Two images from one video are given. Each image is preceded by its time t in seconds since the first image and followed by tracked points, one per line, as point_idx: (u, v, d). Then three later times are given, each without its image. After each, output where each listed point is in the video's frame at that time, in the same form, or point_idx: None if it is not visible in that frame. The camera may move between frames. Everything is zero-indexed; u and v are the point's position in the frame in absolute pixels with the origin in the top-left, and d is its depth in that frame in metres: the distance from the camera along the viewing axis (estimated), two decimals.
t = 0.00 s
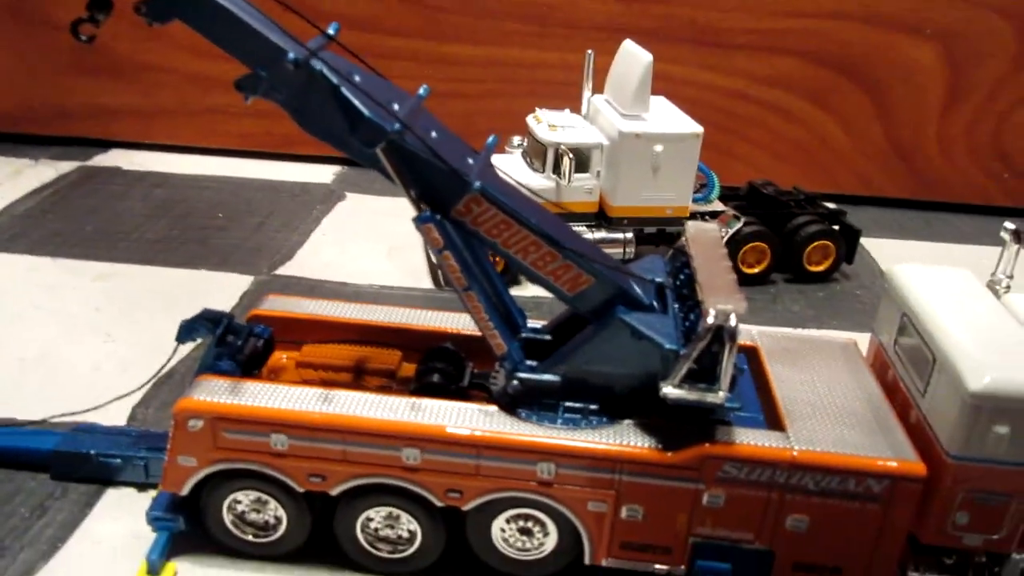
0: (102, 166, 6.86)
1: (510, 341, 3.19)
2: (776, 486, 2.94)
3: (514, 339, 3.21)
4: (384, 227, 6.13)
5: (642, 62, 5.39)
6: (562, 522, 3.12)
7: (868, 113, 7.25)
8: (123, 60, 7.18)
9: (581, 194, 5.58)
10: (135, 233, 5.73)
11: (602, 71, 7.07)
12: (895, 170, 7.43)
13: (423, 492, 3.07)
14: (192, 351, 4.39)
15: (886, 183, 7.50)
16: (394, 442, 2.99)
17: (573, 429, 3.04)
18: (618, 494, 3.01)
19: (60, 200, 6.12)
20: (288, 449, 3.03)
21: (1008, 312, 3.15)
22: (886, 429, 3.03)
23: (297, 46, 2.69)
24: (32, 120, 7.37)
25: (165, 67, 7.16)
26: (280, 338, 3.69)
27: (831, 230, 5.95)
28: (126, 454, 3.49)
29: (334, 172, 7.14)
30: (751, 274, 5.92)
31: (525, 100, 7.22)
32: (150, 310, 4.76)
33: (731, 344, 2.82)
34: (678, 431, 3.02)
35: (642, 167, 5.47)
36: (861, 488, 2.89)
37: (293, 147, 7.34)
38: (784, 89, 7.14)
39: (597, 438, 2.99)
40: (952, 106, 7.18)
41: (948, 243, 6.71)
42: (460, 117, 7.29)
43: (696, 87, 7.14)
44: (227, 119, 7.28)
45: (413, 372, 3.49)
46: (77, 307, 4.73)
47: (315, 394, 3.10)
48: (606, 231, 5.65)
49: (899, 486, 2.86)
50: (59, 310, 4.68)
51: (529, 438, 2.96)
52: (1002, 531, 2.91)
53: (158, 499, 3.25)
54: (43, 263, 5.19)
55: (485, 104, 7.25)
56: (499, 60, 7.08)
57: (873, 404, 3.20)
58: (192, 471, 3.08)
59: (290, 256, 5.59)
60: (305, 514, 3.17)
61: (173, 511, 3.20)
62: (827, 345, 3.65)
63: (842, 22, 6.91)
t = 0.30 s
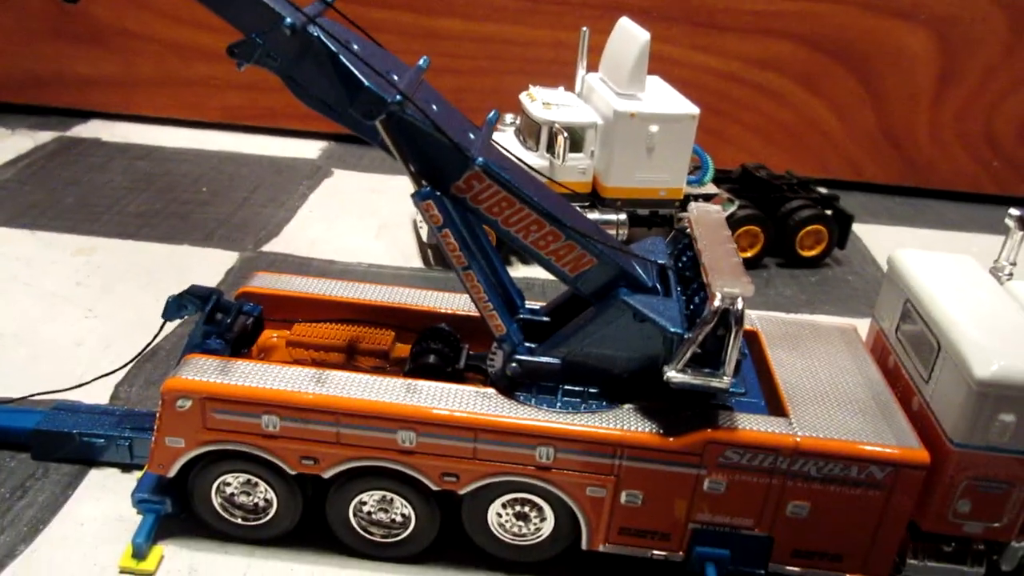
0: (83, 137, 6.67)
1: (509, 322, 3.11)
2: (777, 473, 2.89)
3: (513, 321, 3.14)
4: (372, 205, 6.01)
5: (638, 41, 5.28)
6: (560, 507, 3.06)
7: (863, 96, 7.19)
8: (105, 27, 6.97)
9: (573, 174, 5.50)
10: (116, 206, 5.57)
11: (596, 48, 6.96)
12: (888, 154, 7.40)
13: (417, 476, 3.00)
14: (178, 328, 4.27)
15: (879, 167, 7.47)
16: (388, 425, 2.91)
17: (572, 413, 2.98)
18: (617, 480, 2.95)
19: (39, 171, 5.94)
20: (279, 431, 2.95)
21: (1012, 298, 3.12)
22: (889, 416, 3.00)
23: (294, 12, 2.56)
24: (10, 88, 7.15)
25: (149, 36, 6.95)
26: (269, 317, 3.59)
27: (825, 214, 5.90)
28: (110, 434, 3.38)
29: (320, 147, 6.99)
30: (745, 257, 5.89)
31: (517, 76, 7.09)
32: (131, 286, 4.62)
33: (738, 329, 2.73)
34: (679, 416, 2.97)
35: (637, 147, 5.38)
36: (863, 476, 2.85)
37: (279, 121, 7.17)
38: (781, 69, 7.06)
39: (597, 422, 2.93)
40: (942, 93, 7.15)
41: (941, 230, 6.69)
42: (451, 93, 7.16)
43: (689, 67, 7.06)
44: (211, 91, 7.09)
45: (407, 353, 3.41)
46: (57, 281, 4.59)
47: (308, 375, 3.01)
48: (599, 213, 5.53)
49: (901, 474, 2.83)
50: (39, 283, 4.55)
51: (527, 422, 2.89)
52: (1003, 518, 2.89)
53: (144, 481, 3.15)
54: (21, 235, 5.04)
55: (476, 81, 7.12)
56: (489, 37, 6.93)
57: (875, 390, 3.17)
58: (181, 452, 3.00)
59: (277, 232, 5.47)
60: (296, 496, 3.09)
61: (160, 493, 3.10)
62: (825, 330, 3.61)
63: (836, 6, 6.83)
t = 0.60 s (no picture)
0: (75, 130, 6.64)
1: (507, 308, 3.11)
2: (776, 453, 2.91)
3: (511, 306, 3.15)
4: (367, 195, 6.00)
5: (633, 27, 5.27)
6: (560, 492, 3.08)
7: (857, 80, 7.19)
8: (96, 20, 6.93)
9: (571, 161, 5.49)
10: (110, 198, 5.56)
11: (590, 35, 6.95)
12: (881, 139, 7.42)
13: (418, 462, 3.01)
14: (176, 320, 4.26)
15: (873, 152, 7.48)
16: (388, 411, 2.92)
17: (571, 397, 2.99)
18: (617, 463, 2.97)
19: (32, 165, 5.92)
20: (280, 419, 2.95)
21: (1007, 277, 3.14)
22: (886, 396, 3.02)
23: None
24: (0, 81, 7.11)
25: (140, 28, 6.91)
26: (267, 306, 3.59)
27: (820, 199, 5.91)
28: (109, 425, 3.39)
29: (314, 138, 6.96)
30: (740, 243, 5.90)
31: (510, 64, 7.07)
32: (125, 279, 4.61)
33: (736, 311, 2.74)
34: (677, 398, 2.98)
35: (631, 133, 5.38)
36: (861, 455, 2.87)
37: (272, 112, 7.15)
38: (775, 54, 7.05)
39: (596, 405, 2.94)
40: (935, 77, 7.16)
41: (935, 213, 6.71)
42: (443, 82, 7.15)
43: (683, 53, 7.05)
44: (204, 83, 7.06)
45: (406, 340, 3.41)
46: (53, 273, 4.59)
47: (307, 362, 3.02)
48: (595, 200, 5.52)
49: (898, 452, 2.85)
50: (35, 276, 4.54)
51: (526, 407, 2.90)
52: (1000, 494, 2.91)
53: (144, 471, 3.15)
54: (15, 228, 5.02)
55: (469, 70, 7.10)
56: (482, 26, 6.91)
57: (873, 371, 3.18)
58: (181, 441, 3.00)
59: (272, 224, 5.46)
60: (297, 485, 3.10)
61: (161, 483, 3.11)
62: (822, 312, 3.63)
63: None
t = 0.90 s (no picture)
0: (72, 143, 6.67)
1: (502, 317, 3.14)
2: (768, 459, 2.95)
3: (506, 315, 3.18)
4: (363, 207, 6.04)
5: (625, 40, 5.33)
6: (555, 499, 3.10)
7: (847, 92, 7.27)
8: (92, 34, 6.97)
9: (565, 173, 5.56)
10: (107, 211, 5.59)
11: (584, 49, 7.02)
12: (872, 150, 7.49)
13: (414, 471, 3.03)
14: (173, 331, 4.29)
15: (863, 163, 7.56)
16: (385, 419, 2.94)
17: (566, 404, 3.02)
18: (611, 470, 3.00)
19: (30, 178, 5.95)
20: (277, 427, 2.97)
21: (994, 284, 3.19)
22: (877, 402, 3.06)
23: (287, 10, 2.58)
24: None
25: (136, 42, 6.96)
26: (264, 316, 3.61)
27: (812, 209, 5.96)
28: (107, 435, 3.40)
29: (310, 151, 7.01)
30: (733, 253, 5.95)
31: (504, 77, 7.13)
32: (124, 290, 4.64)
33: (727, 318, 2.79)
34: (671, 405, 3.01)
35: (625, 145, 5.43)
36: (852, 460, 2.91)
37: (268, 125, 7.19)
38: (766, 67, 7.14)
39: (591, 413, 2.97)
40: (924, 90, 7.25)
41: (926, 223, 6.78)
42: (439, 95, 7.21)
43: (675, 66, 7.12)
44: (199, 96, 7.11)
45: (402, 350, 3.44)
46: (50, 285, 4.61)
47: (305, 371, 3.04)
48: (589, 211, 5.59)
49: (889, 457, 2.88)
50: (33, 288, 4.57)
51: (521, 414, 2.93)
52: (990, 498, 2.95)
53: (142, 481, 3.17)
54: (12, 241, 5.04)
55: (463, 83, 7.16)
56: (476, 39, 6.98)
57: (864, 378, 3.22)
58: (179, 450, 3.02)
59: (269, 236, 5.50)
60: (294, 494, 3.12)
61: (159, 492, 3.12)
62: (814, 320, 3.67)
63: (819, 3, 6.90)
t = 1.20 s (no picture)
0: (71, 176, 6.80)
1: (490, 328, 3.24)
2: (751, 461, 3.03)
3: (494, 327, 3.27)
4: (357, 232, 6.16)
5: (609, 64, 5.50)
6: (545, 505, 3.18)
7: (828, 112, 7.44)
8: (90, 69, 7.13)
9: (553, 194, 5.66)
10: (106, 240, 5.70)
11: (570, 74, 7.19)
12: (855, 167, 7.65)
13: (407, 480, 3.11)
14: (171, 353, 4.38)
15: (847, 180, 7.71)
16: (378, 429, 3.03)
17: (554, 412, 3.10)
18: (599, 474, 3.08)
19: (29, 210, 6.07)
20: (273, 440, 3.06)
21: (966, 287, 3.30)
22: (855, 404, 3.15)
23: (276, 37, 2.72)
24: None
25: (133, 76, 7.12)
26: (260, 334, 3.71)
27: (796, 225, 6.08)
28: (107, 453, 3.48)
29: (304, 179, 7.14)
30: (720, 269, 6.06)
31: (493, 103, 7.29)
32: (123, 315, 4.74)
33: (706, 323, 2.89)
34: (655, 410, 3.10)
35: (611, 166, 5.57)
36: (832, 460, 2.99)
37: (263, 154, 7.34)
38: (749, 89, 7.31)
39: (578, 419, 3.06)
40: (903, 107, 7.42)
41: (910, 237, 6.91)
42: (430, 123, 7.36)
43: (660, 89, 7.29)
44: (195, 128, 7.26)
45: (394, 364, 3.53)
46: (50, 312, 4.71)
47: (299, 385, 3.13)
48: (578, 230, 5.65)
49: (867, 456, 2.97)
50: (34, 315, 4.67)
51: (510, 422, 3.02)
52: (968, 494, 3.03)
53: (142, 496, 3.24)
54: (13, 271, 5.15)
55: (453, 110, 7.32)
56: (465, 67, 7.15)
57: (843, 381, 3.31)
58: (178, 464, 3.10)
59: (264, 261, 5.61)
60: (291, 506, 3.19)
61: (159, 507, 3.19)
62: (794, 328, 3.77)
63: (798, 25, 7.09)
